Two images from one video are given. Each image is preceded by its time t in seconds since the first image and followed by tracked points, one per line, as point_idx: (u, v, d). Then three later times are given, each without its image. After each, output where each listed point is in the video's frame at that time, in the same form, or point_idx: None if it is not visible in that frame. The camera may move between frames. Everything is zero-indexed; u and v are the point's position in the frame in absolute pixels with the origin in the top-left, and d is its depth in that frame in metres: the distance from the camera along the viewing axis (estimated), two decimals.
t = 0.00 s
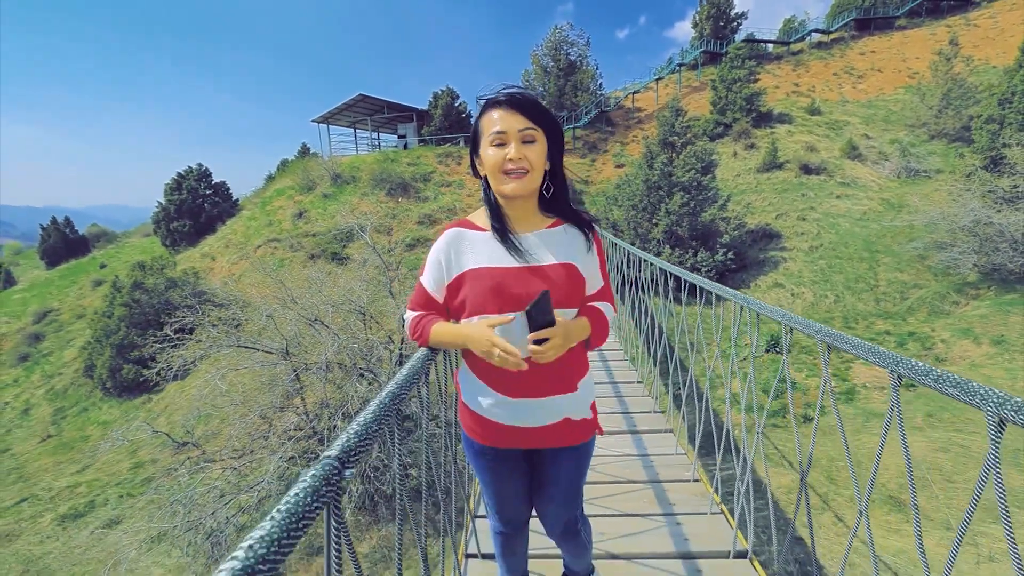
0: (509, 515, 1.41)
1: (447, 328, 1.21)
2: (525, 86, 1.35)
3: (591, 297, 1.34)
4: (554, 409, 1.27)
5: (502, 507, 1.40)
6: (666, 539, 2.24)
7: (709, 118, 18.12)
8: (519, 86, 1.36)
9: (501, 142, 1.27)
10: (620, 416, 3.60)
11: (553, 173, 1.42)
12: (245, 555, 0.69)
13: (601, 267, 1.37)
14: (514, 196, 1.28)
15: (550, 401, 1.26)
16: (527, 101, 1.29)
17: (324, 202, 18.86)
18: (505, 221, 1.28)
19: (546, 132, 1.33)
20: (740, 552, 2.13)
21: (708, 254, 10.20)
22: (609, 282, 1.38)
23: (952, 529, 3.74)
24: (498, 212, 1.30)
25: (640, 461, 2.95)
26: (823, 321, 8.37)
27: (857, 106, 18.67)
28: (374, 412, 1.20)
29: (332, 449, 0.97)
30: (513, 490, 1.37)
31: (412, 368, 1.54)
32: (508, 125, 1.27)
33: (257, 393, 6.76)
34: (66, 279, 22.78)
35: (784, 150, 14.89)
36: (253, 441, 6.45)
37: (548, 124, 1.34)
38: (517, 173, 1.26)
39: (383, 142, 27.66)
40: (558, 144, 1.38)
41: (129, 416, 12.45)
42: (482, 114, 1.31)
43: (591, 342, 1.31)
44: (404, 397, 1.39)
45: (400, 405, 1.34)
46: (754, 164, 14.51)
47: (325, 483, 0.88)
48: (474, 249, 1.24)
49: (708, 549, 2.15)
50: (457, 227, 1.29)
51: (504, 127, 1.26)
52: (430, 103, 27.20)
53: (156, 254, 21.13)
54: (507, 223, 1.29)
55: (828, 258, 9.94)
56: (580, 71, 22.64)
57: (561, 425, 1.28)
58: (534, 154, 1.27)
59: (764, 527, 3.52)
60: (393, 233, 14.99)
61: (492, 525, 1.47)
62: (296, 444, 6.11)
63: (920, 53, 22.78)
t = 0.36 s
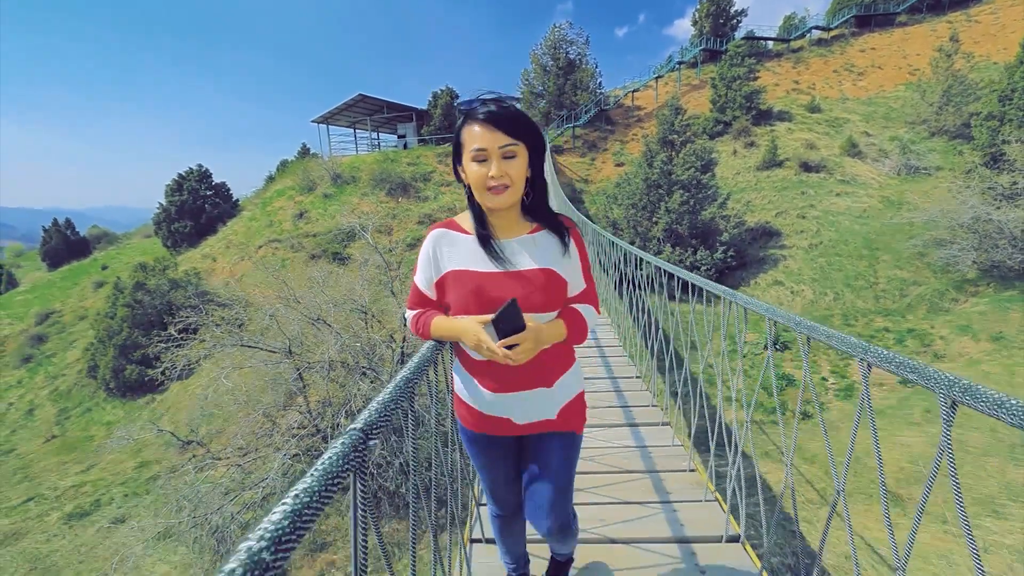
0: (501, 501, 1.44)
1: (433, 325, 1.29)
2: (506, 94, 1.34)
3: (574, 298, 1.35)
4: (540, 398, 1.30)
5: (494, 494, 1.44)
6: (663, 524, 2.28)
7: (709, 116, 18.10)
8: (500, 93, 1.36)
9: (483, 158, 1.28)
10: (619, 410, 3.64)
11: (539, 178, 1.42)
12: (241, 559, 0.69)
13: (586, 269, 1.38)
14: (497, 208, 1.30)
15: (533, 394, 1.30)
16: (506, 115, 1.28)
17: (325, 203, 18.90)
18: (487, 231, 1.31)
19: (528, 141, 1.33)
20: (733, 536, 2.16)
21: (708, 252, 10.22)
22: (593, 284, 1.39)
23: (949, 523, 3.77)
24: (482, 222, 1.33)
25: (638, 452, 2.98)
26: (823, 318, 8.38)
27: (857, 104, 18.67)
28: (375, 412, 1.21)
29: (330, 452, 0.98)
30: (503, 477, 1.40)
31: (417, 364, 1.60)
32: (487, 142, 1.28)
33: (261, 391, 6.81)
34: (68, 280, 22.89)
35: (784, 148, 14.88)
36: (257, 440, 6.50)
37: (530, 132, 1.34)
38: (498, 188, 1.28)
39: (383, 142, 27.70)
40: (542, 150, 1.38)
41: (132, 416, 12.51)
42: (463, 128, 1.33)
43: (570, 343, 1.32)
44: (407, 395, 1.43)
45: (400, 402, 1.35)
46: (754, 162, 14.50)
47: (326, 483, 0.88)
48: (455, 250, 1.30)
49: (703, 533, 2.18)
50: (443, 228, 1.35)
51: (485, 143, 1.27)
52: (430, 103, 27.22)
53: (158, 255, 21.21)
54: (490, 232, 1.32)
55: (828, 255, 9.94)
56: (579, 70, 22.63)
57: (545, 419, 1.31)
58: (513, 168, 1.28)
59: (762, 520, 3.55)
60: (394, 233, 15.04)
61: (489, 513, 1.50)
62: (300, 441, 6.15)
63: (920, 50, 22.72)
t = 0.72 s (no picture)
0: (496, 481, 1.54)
1: (435, 317, 1.41)
2: (501, 101, 1.42)
3: (568, 295, 1.42)
4: (531, 390, 1.38)
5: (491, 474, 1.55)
6: (655, 509, 2.38)
7: (708, 117, 18.16)
8: (494, 99, 1.45)
9: (477, 163, 1.37)
10: (615, 403, 3.74)
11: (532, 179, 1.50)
12: (235, 549, 0.75)
13: (578, 269, 1.43)
14: (491, 210, 1.38)
15: (524, 386, 1.38)
16: (500, 121, 1.37)
17: (325, 201, 18.95)
18: (483, 231, 1.39)
19: (520, 147, 1.41)
20: (719, 519, 2.26)
21: (706, 253, 10.30)
22: (586, 282, 1.45)
23: (938, 517, 3.86)
24: (478, 222, 1.42)
25: (633, 442, 3.08)
26: (819, 318, 8.46)
27: (856, 105, 18.73)
28: (366, 409, 1.27)
29: (323, 448, 1.04)
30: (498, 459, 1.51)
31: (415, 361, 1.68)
32: (483, 148, 1.36)
33: (263, 388, 6.88)
34: (68, 278, 22.92)
35: (782, 149, 14.96)
36: (259, 436, 6.58)
37: (523, 137, 1.42)
38: (493, 191, 1.36)
39: (383, 141, 27.74)
40: (534, 154, 1.46)
41: (133, 414, 12.58)
42: (460, 135, 1.41)
43: (561, 337, 1.38)
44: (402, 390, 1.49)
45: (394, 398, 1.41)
46: (753, 163, 14.59)
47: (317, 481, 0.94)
48: (452, 247, 1.40)
49: (691, 517, 2.29)
50: (441, 226, 1.44)
51: (480, 148, 1.36)
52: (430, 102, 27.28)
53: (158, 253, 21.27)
54: (487, 232, 1.40)
55: (825, 256, 10.03)
56: (580, 70, 22.70)
57: (535, 409, 1.38)
58: (507, 171, 1.37)
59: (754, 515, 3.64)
60: (394, 233, 15.12)
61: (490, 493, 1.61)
62: (302, 437, 6.22)
63: (919, 52, 22.81)
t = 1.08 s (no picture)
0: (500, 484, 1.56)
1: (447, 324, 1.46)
2: (520, 113, 1.41)
3: (580, 313, 1.39)
4: (532, 408, 1.37)
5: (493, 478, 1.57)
6: (646, 500, 2.48)
7: (708, 117, 18.15)
8: (512, 110, 1.44)
9: (493, 174, 1.36)
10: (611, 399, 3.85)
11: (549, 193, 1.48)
12: (236, 552, 0.73)
13: (593, 287, 1.39)
14: (505, 223, 1.38)
15: (528, 405, 1.38)
16: (517, 133, 1.36)
17: (326, 202, 18.97)
18: (496, 245, 1.39)
19: (537, 161, 1.40)
20: (706, 510, 2.37)
21: (706, 253, 10.29)
22: (600, 300, 1.41)
23: (935, 517, 3.85)
24: (492, 233, 1.42)
25: (627, 436, 3.19)
26: (819, 318, 8.45)
27: (856, 105, 18.73)
28: (370, 410, 1.26)
29: (326, 449, 1.01)
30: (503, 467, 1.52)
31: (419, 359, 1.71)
32: (498, 159, 1.36)
33: (263, 388, 6.88)
34: (70, 278, 22.97)
35: (782, 149, 14.96)
36: (259, 436, 6.58)
37: (539, 150, 1.40)
38: (506, 205, 1.36)
39: (384, 141, 27.78)
40: (553, 168, 1.44)
41: (136, 412, 12.60)
42: (477, 146, 1.41)
43: (567, 357, 1.35)
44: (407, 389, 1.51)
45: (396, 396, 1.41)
46: (753, 163, 14.59)
47: (322, 478, 0.92)
48: (464, 259, 1.42)
49: (681, 507, 2.39)
50: (456, 234, 1.47)
51: (495, 160, 1.36)
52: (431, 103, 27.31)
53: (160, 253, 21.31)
54: (499, 245, 1.40)
55: (825, 256, 10.02)
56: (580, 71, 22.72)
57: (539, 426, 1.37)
58: (522, 185, 1.36)
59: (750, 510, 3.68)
60: (395, 233, 15.15)
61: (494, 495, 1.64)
62: (302, 437, 6.21)
63: (919, 52, 22.81)
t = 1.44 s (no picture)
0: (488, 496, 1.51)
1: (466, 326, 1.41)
2: (554, 108, 1.44)
3: (606, 324, 1.37)
4: (545, 420, 1.37)
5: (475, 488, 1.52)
6: (638, 494, 2.77)
7: (706, 116, 18.18)
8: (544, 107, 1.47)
9: (527, 161, 1.37)
10: (607, 398, 4.16)
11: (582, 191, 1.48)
12: (218, 563, 0.72)
13: (621, 298, 1.39)
14: (538, 214, 1.36)
15: (546, 416, 1.37)
16: (555, 123, 1.38)
17: (326, 204, 19.03)
18: (529, 238, 1.36)
19: (572, 154, 1.42)
20: (695, 504, 2.64)
21: (706, 252, 10.33)
22: (627, 313, 1.40)
23: (933, 511, 3.89)
24: (525, 226, 1.40)
25: (621, 435, 3.49)
26: (819, 316, 8.48)
27: (853, 102, 18.76)
28: (364, 410, 1.27)
29: (318, 448, 1.02)
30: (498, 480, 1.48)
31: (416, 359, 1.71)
32: (532, 146, 1.36)
33: (265, 392, 6.92)
34: (71, 283, 23.04)
35: (781, 147, 14.99)
36: (262, 438, 6.62)
37: (574, 146, 1.43)
38: (541, 192, 1.35)
39: (383, 144, 27.86)
40: (586, 164, 1.46)
41: (138, 417, 12.65)
42: (510, 135, 1.42)
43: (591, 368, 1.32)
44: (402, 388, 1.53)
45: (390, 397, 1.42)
46: (752, 161, 14.62)
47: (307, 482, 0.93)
48: (492, 253, 1.38)
49: (671, 501, 2.68)
50: (487, 232, 1.44)
51: (530, 147, 1.36)
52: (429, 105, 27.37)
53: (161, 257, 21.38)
54: (532, 236, 1.38)
55: (824, 254, 10.06)
56: (578, 72, 22.78)
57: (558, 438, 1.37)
58: (556, 172, 1.36)
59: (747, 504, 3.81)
60: (394, 236, 15.22)
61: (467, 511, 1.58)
62: (305, 439, 6.25)
63: (916, 49, 22.84)
